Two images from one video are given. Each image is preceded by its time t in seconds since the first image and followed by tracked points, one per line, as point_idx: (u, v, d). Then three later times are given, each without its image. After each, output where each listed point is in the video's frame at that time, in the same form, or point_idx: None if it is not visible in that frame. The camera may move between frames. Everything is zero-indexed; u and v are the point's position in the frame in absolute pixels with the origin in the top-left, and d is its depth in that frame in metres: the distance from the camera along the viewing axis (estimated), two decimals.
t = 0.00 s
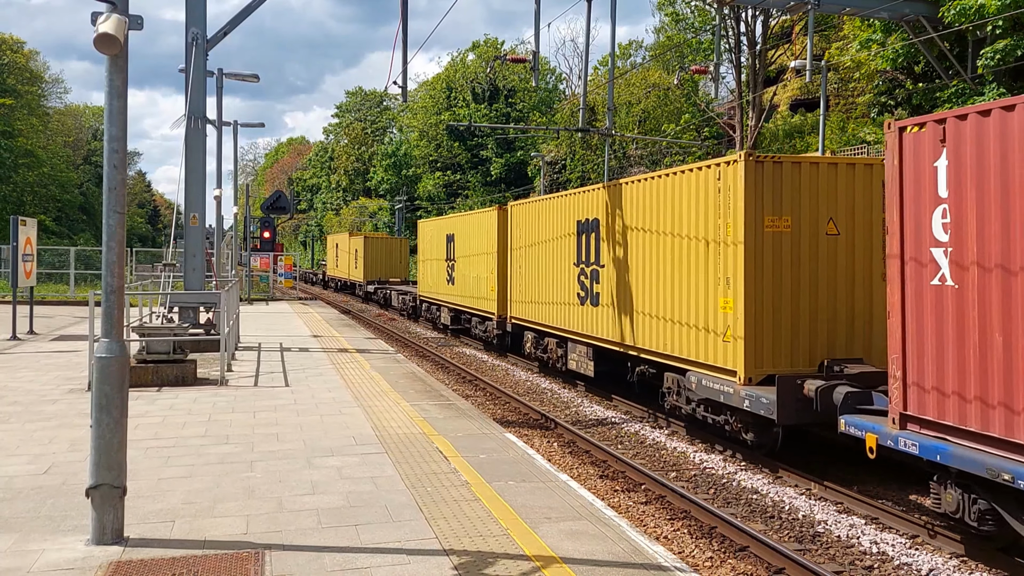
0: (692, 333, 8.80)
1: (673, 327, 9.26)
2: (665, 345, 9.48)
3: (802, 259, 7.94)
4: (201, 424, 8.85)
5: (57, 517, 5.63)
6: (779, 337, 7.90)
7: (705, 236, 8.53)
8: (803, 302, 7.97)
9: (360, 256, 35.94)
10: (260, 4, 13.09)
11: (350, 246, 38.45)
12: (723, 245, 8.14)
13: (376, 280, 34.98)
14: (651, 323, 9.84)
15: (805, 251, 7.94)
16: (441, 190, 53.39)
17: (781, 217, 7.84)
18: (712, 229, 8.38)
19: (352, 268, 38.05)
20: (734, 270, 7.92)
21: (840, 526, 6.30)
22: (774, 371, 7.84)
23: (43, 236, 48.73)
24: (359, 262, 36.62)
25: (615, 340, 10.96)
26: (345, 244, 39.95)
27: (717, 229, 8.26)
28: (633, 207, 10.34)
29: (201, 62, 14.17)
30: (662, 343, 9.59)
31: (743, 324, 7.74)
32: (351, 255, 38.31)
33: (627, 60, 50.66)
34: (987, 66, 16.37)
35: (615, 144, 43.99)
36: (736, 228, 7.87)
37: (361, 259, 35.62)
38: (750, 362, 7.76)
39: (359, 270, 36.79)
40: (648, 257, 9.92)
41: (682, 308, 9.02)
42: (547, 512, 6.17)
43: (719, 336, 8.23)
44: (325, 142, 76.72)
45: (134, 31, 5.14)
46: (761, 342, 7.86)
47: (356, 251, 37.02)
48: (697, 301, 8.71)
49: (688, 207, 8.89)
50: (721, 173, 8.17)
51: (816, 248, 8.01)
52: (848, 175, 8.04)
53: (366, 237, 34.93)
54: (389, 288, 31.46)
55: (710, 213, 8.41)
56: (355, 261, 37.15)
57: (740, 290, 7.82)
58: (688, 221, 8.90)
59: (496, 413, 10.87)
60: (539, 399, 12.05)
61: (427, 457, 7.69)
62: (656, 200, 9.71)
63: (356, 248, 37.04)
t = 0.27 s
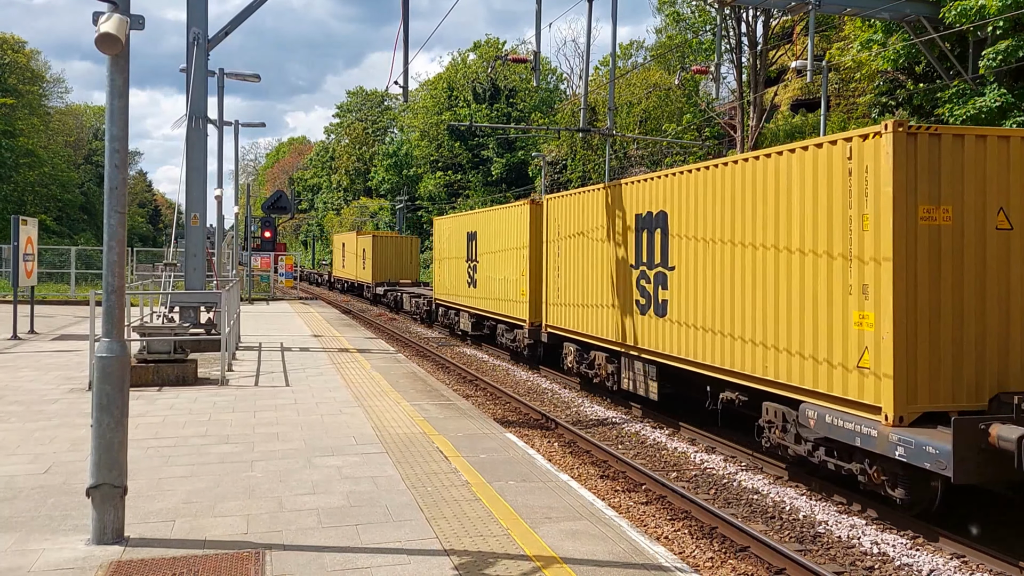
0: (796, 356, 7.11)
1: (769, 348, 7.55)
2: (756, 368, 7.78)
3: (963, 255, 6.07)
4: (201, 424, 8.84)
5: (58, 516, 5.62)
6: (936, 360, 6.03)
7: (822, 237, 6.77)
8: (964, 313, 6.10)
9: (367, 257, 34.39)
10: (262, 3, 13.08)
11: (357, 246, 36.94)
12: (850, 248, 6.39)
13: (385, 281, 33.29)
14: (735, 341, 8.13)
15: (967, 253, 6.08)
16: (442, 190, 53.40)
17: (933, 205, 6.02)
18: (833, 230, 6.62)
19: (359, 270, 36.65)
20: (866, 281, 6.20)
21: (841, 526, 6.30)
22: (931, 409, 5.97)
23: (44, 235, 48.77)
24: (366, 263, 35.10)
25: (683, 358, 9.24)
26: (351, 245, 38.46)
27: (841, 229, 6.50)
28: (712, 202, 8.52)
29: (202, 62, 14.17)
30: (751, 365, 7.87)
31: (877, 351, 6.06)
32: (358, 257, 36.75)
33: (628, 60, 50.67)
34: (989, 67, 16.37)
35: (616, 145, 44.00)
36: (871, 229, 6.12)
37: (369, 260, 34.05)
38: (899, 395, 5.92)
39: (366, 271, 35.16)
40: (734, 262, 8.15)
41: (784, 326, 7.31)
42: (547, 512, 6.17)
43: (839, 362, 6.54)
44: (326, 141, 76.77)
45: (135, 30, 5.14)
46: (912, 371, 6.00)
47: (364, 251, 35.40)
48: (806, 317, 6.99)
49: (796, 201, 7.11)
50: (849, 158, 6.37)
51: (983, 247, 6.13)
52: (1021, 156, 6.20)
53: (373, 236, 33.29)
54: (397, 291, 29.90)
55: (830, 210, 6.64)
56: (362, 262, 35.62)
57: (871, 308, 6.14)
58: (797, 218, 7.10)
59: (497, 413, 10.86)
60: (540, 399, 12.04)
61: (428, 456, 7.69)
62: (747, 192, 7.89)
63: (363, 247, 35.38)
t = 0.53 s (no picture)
0: (836, 364, 6.58)
1: (799, 356, 7.08)
2: (787, 376, 7.25)
3: None
4: (202, 424, 8.84)
5: (60, 516, 5.63)
6: None
7: (874, 237, 6.16)
8: None
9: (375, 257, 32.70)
10: (263, 4, 13.10)
11: (364, 246, 35.26)
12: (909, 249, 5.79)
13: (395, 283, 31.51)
14: (766, 346, 7.56)
15: None
16: (443, 190, 53.42)
17: None
18: (891, 230, 5.99)
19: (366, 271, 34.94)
20: (927, 287, 5.63)
21: (842, 526, 6.30)
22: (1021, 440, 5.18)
23: (45, 236, 48.76)
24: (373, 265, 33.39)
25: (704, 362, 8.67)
26: (359, 246, 36.79)
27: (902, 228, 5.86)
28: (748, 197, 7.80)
29: (203, 62, 14.18)
30: (780, 373, 7.35)
31: (935, 365, 5.55)
32: (366, 257, 35.01)
33: (628, 60, 50.69)
34: (989, 67, 16.38)
35: (617, 145, 44.02)
36: (940, 232, 5.51)
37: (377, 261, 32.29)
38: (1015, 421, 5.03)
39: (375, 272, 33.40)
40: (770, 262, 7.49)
41: (815, 332, 6.84)
42: (548, 512, 6.17)
43: (886, 372, 6.03)
44: (327, 142, 76.79)
45: (136, 30, 5.14)
46: None
47: (372, 252, 33.66)
48: (849, 322, 6.45)
49: (847, 195, 6.45)
50: (920, 149, 5.67)
51: None
52: None
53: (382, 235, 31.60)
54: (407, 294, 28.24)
55: (890, 208, 5.98)
56: (371, 263, 33.83)
57: (928, 318, 5.62)
58: (847, 215, 6.45)
59: (498, 414, 10.86)
60: (541, 400, 12.03)
61: (429, 456, 7.68)
62: (789, 184, 7.17)
63: (372, 247, 33.63)
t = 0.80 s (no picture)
0: (833, 364, 6.59)
1: (801, 358, 7.01)
2: (784, 375, 7.24)
3: None
4: (203, 424, 8.83)
5: (60, 516, 5.63)
6: None
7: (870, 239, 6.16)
8: None
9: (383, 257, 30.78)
10: (263, 4, 13.09)
11: (371, 245, 33.21)
12: (906, 250, 5.79)
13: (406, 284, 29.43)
14: (765, 347, 7.55)
15: None
16: (443, 190, 53.39)
17: None
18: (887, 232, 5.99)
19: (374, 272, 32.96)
20: (925, 289, 5.64)
21: (842, 526, 6.29)
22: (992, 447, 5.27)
23: (45, 235, 48.75)
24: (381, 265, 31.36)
25: (704, 362, 8.64)
26: (365, 246, 34.75)
27: (897, 229, 5.86)
28: (749, 199, 7.79)
29: (203, 62, 14.17)
30: (778, 372, 7.35)
31: (931, 365, 5.57)
32: (374, 258, 33.00)
33: (629, 60, 50.70)
34: (990, 67, 16.36)
35: (617, 145, 44.02)
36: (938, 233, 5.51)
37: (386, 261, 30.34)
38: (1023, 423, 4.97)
39: (384, 273, 31.36)
40: (770, 264, 7.48)
41: (818, 334, 6.78)
42: (548, 512, 6.16)
43: (880, 371, 6.05)
44: (328, 141, 76.78)
45: (137, 30, 5.13)
46: None
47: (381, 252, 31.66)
48: (845, 322, 6.45)
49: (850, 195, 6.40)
50: (918, 153, 5.69)
51: None
52: None
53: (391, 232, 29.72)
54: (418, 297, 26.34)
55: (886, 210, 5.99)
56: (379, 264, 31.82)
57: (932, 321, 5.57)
58: (845, 217, 6.45)
59: (498, 414, 10.86)
60: (541, 400, 12.02)
61: (429, 457, 7.67)
62: (794, 184, 7.09)
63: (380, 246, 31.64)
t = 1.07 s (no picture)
0: (845, 367, 6.47)
1: (808, 360, 6.96)
2: (795, 378, 7.12)
3: None
4: (203, 424, 8.83)
5: (60, 516, 5.62)
6: None
7: (883, 237, 6.06)
8: None
9: (394, 255, 28.92)
10: (263, 3, 13.08)
11: (381, 245, 31.41)
12: (919, 251, 5.69)
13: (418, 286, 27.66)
14: (777, 349, 7.42)
15: None
16: (443, 190, 53.36)
17: None
18: (901, 231, 5.87)
19: (383, 273, 31.11)
20: (937, 289, 5.53)
21: (843, 526, 6.28)
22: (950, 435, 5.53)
23: (45, 235, 48.75)
24: (391, 266, 29.54)
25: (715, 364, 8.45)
26: (374, 245, 32.92)
27: (910, 231, 5.76)
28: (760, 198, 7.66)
29: (203, 62, 14.16)
30: (789, 375, 7.23)
31: (944, 366, 5.46)
32: (383, 260, 31.17)
33: (629, 60, 50.72)
34: (990, 66, 16.34)
35: (617, 144, 44.05)
36: (951, 232, 5.40)
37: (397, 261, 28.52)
38: None
39: (395, 275, 29.53)
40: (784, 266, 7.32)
41: (824, 335, 6.74)
42: (549, 512, 6.15)
43: (893, 374, 5.94)
44: (328, 141, 76.78)
45: (136, 29, 5.13)
46: None
47: (391, 252, 29.81)
48: (852, 324, 6.40)
49: (856, 195, 6.35)
50: (931, 151, 5.57)
51: None
52: None
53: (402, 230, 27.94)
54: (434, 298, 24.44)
55: (900, 210, 5.88)
56: (389, 264, 30.02)
57: (938, 322, 5.51)
58: (860, 217, 6.32)
59: (498, 414, 10.84)
60: (541, 400, 12.00)
61: (430, 457, 7.65)
62: (800, 185, 7.06)
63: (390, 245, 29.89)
